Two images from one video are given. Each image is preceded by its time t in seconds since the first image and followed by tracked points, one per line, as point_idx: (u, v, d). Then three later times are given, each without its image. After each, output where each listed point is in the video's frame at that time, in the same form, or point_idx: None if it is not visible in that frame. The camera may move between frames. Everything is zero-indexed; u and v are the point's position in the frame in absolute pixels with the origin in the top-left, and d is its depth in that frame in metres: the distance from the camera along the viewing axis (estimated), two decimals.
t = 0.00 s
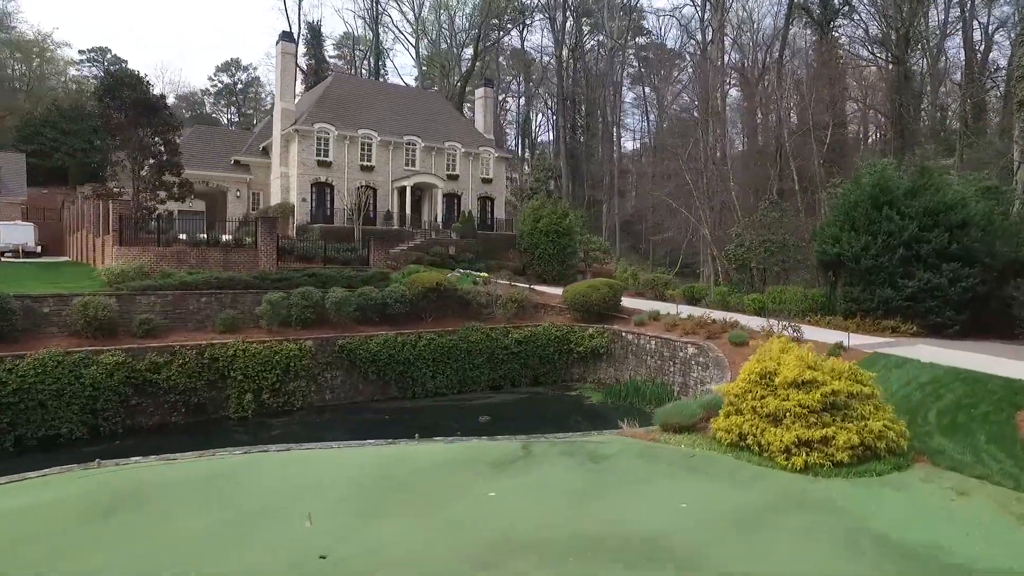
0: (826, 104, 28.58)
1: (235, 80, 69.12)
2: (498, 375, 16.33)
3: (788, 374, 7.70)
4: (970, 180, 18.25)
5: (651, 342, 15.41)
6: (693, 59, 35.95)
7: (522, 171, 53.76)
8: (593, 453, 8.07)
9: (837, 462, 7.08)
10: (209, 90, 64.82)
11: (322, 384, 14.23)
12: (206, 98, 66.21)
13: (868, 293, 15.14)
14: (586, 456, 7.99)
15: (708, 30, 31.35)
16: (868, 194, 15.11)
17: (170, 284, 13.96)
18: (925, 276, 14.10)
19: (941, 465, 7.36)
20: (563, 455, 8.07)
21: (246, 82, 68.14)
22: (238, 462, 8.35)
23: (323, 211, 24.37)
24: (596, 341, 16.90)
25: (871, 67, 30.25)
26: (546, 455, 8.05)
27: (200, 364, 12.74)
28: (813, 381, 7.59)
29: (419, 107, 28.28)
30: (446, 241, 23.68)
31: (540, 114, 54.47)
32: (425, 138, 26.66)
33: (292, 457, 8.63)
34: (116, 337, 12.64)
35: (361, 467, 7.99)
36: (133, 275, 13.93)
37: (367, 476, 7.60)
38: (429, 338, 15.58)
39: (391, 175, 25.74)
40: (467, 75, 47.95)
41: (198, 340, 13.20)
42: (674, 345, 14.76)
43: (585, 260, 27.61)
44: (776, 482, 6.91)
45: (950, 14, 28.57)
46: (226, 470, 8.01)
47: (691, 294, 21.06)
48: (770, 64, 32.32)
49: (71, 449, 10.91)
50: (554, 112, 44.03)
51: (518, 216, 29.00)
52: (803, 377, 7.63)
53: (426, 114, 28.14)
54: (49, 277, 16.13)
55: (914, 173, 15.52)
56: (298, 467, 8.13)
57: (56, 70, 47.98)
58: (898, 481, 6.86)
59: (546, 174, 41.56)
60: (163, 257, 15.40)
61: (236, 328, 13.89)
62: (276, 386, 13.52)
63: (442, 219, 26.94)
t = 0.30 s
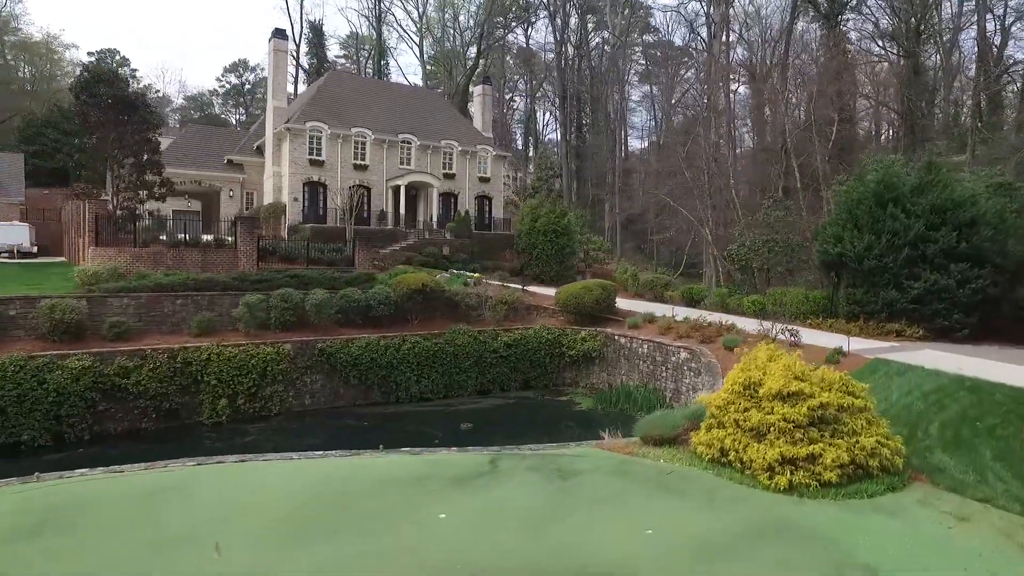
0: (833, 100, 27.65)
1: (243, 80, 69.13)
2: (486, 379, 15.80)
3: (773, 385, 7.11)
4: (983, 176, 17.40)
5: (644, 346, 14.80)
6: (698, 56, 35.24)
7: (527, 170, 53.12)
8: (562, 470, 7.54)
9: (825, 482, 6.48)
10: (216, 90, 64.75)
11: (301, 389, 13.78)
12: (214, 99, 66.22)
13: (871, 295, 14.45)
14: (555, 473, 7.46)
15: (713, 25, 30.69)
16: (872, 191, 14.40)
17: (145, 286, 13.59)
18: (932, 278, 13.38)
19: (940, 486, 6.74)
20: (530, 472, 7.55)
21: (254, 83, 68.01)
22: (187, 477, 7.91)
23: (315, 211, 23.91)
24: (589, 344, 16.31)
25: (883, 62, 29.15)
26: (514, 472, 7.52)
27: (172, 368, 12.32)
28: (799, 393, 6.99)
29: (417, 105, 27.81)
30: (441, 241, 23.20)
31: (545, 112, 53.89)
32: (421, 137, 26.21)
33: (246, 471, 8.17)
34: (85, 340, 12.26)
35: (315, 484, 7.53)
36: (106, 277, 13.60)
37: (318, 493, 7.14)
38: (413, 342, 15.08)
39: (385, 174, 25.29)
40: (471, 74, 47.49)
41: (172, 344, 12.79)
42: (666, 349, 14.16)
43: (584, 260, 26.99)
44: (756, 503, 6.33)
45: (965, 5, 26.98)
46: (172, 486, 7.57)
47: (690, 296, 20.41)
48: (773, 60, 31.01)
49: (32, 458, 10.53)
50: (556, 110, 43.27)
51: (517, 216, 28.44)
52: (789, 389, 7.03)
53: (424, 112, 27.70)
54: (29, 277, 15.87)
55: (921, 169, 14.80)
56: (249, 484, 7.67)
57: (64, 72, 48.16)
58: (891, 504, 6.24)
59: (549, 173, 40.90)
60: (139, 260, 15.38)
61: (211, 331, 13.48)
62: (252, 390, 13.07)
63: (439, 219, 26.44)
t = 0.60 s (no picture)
0: (841, 95, 26.66)
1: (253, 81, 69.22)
2: (471, 385, 15.19)
3: (751, 401, 6.43)
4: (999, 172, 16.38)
5: (633, 351, 14.15)
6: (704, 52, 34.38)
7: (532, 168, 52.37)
8: (520, 492, 6.91)
9: (805, 512, 5.80)
10: (225, 91, 64.81)
11: (275, 395, 13.26)
12: (224, 100, 66.31)
13: (875, 298, 13.65)
14: (512, 496, 6.83)
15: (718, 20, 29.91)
16: (876, 188, 13.60)
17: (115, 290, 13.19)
18: (940, 280, 12.54)
19: (936, 517, 6.02)
20: (485, 494, 6.92)
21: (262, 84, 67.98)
22: (124, 493, 7.43)
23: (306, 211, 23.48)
24: (578, 349, 15.64)
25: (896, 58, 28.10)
26: (468, 493, 6.91)
27: (137, 374, 11.86)
28: (779, 411, 6.30)
29: (412, 105, 27.27)
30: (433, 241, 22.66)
31: (551, 111, 53.20)
32: (415, 135, 25.69)
33: (188, 488, 7.64)
34: (47, 345, 11.88)
35: (253, 505, 6.99)
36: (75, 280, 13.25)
37: (253, 516, 6.60)
38: (394, 346, 14.53)
39: (378, 173, 24.79)
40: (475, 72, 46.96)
41: (139, 349, 12.35)
42: (656, 355, 13.49)
43: (583, 261, 26.30)
44: (726, 535, 5.65)
45: None
46: (104, 504, 7.09)
47: (689, 298, 19.65)
48: (781, 55, 30.11)
49: None
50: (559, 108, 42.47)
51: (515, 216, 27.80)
52: (767, 406, 6.35)
53: (420, 110, 27.19)
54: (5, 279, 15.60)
55: (930, 164, 13.91)
56: (185, 503, 7.15)
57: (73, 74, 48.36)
58: (878, 538, 5.54)
59: (551, 172, 40.15)
60: (110, 261, 15.35)
61: (181, 336, 13.02)
62: (223, 397, 12.57)
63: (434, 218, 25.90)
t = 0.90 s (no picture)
0: (851, 90, 25.82)
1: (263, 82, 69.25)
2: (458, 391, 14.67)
3: (728, 419, 5.84)
4: (1015, 169, 15.53)
5: (625, 357, 13.56)
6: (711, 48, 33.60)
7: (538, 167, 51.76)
8: (480, 514, 6.38)
9: (784, 544, 5.20)
10: (235, 92, 64.85)
11: (252, 401, 12.81)
12: (234, 101, 66.37)
13: (880, 302, 12.94)
14: (470, 517, 6.30)
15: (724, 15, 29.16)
16: (882, 186, 12.88)
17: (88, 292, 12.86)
18: (949, 283, 11.82)
19: (934, 550, 5.39)
20: (443, 515, 6.40)
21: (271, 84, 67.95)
22: (64, 507, 7.02)
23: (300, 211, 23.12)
24: (570, 353, 15.06)
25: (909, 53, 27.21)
26: (423, 514, 6.39)
27: (106, 379, 11.48)
28: (758, 429, 5.71)
29: (410, 103, 26.84)
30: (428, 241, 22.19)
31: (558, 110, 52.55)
32: (412, 134, 25.23)
33: (133, 502, 7.19)
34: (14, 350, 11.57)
35: (195, 522, 6.52)
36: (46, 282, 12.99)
37: (189, 535, 6.14)
38: (378, 350, 14.05)
39: (373, 173, 24.36)
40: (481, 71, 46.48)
41: (110, 353, 11.98)
42: (647, 361, 12.90)
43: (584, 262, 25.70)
44: (695, 568, 5.08)
45: None
46: (38, 519, 6.67)
47: (689, 301, 18.98)
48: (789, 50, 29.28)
49: None
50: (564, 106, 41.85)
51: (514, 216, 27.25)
52: (746, 424, 5.76)
53: (418, 108, 26.74)
54: None
55: (939, 161, 13.17)
56: (125, 518, 6.71)
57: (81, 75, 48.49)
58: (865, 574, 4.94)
59: (555, 171, 39.54)
60: (86, 262, 15.25)
61: (155, 340, 12.64)
62: (197, 403, 12.14)
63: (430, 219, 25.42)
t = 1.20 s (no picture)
0: (864, 84, 24.95)
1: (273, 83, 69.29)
2: (445, 397, 14.15)
3: (702, 439, 5.27)
4: None
5: (618, 362, 12.97)
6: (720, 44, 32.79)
7: (545, 167, 51.17)
8: (435, 539, 5.85)
9: None
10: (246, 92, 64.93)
11: (230, 407, 12.37)
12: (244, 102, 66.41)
13: (888, 305, 12.22)
14: (423, 543, 5.78)
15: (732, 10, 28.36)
16: (890, 182, 12.15)
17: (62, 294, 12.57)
18: (962, 285, 11.08)
19: None
20: (394, 540, 5.88)
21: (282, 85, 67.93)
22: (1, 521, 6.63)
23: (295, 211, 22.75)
24: (562, 358, 14.48)
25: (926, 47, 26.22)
26: (373, 538, 5.88)
27: (75, 384, 11.12)
28: (735, 451, 5.13)
29: (409, 101, 26.40)
30: (424, 242, 21.72)
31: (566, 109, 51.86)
32: (410, 132, 24.78)
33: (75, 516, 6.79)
34: None
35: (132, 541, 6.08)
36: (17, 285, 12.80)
37: (120, 556, 5.69)
38: (362, 355, 13.59)
39: (370, 172, 23.95)
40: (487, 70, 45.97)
41: (80, 358, 11.63)
42: (640, 367, 12.31)
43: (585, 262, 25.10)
44: None
45: None
46: None
47: (691, 303, 18.30)
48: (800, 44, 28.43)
49: None
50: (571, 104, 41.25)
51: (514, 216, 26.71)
52: (721, 446, 5.18)
53: (417, 107, 26.27)
54: None
55: (953, 156, 12.43)
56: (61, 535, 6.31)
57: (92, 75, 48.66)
58: None
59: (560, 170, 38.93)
60: (61, 264, 15.15)
61: (129, 344, 12.27)
62: (172, 409, 11.72)
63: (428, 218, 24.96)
